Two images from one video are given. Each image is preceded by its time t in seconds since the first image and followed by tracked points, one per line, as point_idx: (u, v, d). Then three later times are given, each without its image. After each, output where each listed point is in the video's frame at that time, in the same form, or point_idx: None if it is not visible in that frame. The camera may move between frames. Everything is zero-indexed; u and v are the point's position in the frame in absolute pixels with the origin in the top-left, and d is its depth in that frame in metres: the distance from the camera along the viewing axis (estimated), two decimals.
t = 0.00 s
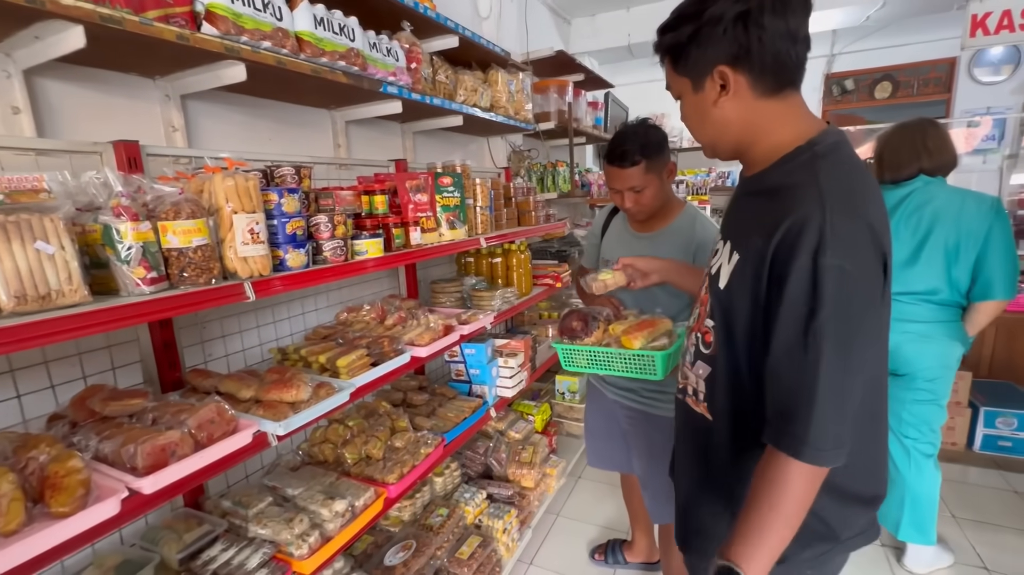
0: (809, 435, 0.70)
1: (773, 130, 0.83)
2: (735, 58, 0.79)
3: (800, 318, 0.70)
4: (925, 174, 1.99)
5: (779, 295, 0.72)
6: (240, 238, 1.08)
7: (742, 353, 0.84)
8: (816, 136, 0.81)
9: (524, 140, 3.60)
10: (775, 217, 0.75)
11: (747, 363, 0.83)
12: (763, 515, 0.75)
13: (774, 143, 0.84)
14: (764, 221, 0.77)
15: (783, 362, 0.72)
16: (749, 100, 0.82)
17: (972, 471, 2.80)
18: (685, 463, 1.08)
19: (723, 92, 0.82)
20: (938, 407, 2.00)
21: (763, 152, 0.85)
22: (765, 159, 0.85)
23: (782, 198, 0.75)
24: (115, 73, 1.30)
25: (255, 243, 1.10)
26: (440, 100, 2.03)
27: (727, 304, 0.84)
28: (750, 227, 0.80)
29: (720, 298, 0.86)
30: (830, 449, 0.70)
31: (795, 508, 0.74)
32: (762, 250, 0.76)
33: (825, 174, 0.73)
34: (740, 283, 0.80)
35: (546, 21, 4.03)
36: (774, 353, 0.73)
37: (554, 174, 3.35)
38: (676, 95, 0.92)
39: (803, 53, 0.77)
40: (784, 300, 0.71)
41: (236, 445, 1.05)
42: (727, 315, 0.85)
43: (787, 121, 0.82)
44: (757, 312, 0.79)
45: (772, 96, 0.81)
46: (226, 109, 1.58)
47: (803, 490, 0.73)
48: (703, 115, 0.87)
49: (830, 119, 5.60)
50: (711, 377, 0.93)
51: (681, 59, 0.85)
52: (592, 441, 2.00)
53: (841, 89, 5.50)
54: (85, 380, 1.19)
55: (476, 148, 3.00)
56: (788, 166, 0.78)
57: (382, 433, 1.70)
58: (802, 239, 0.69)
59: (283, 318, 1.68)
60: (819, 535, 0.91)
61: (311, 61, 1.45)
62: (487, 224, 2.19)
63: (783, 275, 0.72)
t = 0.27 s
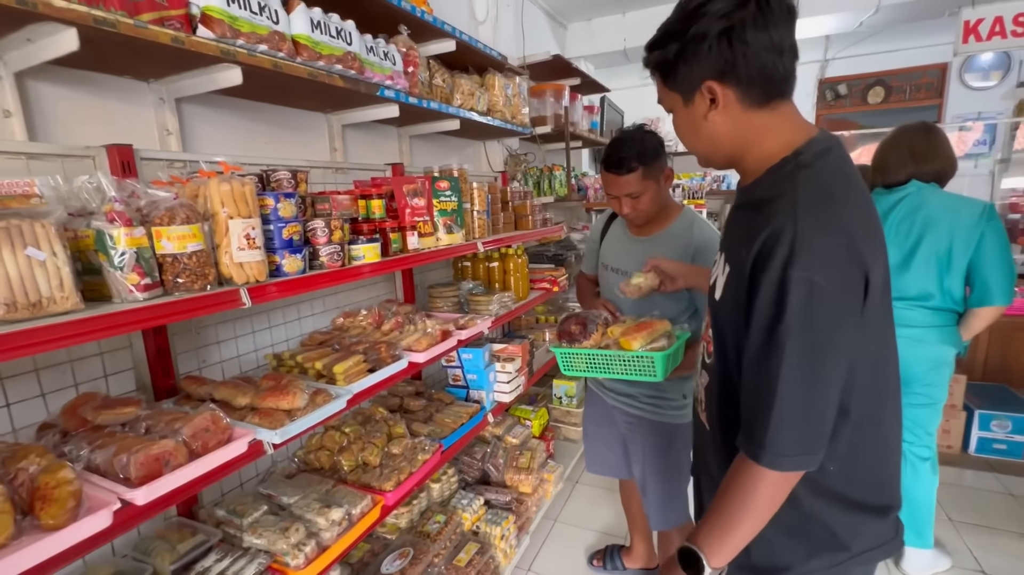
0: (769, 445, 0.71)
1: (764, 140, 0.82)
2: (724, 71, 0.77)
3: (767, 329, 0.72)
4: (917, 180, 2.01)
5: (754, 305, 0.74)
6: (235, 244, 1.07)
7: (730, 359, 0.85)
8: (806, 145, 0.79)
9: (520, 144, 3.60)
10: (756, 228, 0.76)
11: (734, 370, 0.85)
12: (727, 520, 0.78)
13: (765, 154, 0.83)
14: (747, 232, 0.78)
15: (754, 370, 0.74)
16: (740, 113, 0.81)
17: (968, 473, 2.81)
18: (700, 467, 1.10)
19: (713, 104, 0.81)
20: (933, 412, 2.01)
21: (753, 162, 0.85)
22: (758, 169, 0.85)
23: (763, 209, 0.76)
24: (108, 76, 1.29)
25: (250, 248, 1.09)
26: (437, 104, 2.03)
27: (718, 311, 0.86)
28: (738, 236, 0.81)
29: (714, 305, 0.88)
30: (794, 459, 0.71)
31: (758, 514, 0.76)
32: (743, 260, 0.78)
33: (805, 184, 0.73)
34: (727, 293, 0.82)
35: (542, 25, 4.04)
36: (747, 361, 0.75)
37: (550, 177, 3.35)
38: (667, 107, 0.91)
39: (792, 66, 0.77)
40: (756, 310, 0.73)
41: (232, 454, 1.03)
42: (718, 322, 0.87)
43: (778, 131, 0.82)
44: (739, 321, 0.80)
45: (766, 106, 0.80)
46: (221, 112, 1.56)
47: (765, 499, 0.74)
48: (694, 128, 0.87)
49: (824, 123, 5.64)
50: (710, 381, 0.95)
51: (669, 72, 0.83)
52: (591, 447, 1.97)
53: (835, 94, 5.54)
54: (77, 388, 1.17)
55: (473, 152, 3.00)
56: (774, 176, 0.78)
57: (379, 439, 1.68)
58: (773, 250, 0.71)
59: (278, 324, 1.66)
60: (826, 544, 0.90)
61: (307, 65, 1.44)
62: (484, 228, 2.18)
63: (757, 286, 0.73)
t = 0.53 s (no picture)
0: (820, 428, 0.74)
1: (790, 143, 0.87)
2: (761, 71, 0.82)
3: (811, 315, 0.75)
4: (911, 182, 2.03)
5: (794, 293, 0.78)
6: (233, 246, 1.06)
7: (758, 350, 0.89)
8: (830, 146, 0.85)
9: (518, 146, 3.60)
10: (791, 221, 0.80)
11: (764, 360, 0.89)
12: (774, 506, 0.80)
13: (789, 155, 0.87)
14: (779, 226, 0.83)
15: (799, 356, 0.78)
16: (770, 114, 0.85)
17: (965, 474, 2.82)
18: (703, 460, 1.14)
19: (745, 104, 0.85)
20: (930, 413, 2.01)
21: (777, 163, 0.89)
22: (778, 169, 0.89)
23: (795, 203, 0.81)
24: (105, 78, 1.28)
25: (248, 251, 1.08)
26: (435, 106, 2.02)
27: (744, 304, 0.90)
28: (767, 231, 0.85)
29: (735, 299, 0.92)
30: (840, 441, 0.74)
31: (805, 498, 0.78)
32: (776, 253, 0.82)
33: (837, 180, 0.78)
34: (756, 287, 0.87)
35: (539, 28, 4.05)
36: (790, 347, 0.79)
37: (548, 180, 3.35)
38: (695, 107, 0.95)
39: (821, 72, 0.81)
40: (799, 298, 0.76)
41: (228, 460, 1.02)
42: (742, 315, 0.91)
43: (803, 133, 0.86)
44: (772, 312, 0.84)
45: (795, 108, 0.84)
46: (218, 115, 1.56)
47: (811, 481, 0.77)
48: (723, 126, 0.90)
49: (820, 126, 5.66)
50: (723, 374, 0.99)
51: (703, 70, 0.87)
52: (591, 452, 1.99)
53: (830, 97, 5.57)
54: (72, 393, 1.16)
55: (470, 154, 3.00)
56: (801, 174, 0.83)
57: (377, 443, 1.67)
58: (815, 240, 0.75)
59: (276, 327, 1.65)
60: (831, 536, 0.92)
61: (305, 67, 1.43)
62: (483, 231, 2.18)
63: (797, 276, 0.77)
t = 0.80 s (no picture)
0: (844, 400, 0.83)
1: (792, 149, 0.98)
2: (767, 81, 0.93)
3: (829, 300, 0.84)
4: (902, 183, 2.07)
5: (811, 282, 0.86)
6: (225, 249, 1.05)
7: (773, 339, 0.97)
8: (827, 151, 0.96)
9: (513, 148, 3.60)
10: (803, 218, 0.89)
11: (779, 347, 0.97)
12: (804, 477, 0.88)
13: (791, 158, 0.98)
14: (790, 223, 0.92)
15: (818, 338, 0.86)
16: (775, 120, 0.96)
17: (958, 474, 2.83)
18: (711, 449, 1.21)
19: (753, 110, 0.96)
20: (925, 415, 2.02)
21: (781, 164, 0.99)
22: (781, 173, 0.99)
23: (804, 202, 0.90)
24: (96, 80, 1.27)
25: (241, 254, 1.07)
26: (430, 108, 2.02)
27: (759, 297, 0.98)
28: (778, 229, 0.94)
29: (749, 294, 1.01)
30: (860, 411, 0.83)
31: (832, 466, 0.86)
32: (791, 248, 0.91)
33: (841, 180, 0.88)
34: (770, 279, 0.95)
35: (534, 30, 4.05)
36: (809, 332, 0.87)
37: (543, 182, 3.35)
38: (703, 115, 1.05)
39: (817, 86, 0.94)
40: (816, 286, 0.85)
41: (220, 465, 1.01)
42: (757, 307, 0.99)
43: (802, 139, 0.97)
44: (787, 301, 0.93)
45: (795, 117, 0.96)
46: (211, 117, 1.55)
47: (835, 450, 0.85)
48: (730, 131, 1.01)
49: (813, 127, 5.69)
50: (736, 365, 1.06)
51: (714, 81, 0.98)
52: (586, 456, 1.99)
53: (823, 99, 5.60)
54: (61, 398, 1.14)
55: (465, 156, 2.99)
56: (806, 177, 0.93)
57: (371, 446, 1.66)
58: (829, 232, 0.84)
59: (270, 330, 1.64)
60: (834, 510, 1.03)
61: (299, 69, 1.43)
62: (478, 233, 2.18)
63: (814, 266, 0.86)
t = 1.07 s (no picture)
0: (851, 384, 0.84)
1: (791, 147, 1.00)
2: (767, 81, 0.95)
3: (835, 288, 0.85)
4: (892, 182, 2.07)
5: (817, 271, 0.88)
6: (217, 247, 1.04)
7: (778, 330, 0.99)
8: (824, 149, 0.99)
9: (508, 148, 3.60)
10: (807, 210, 0.91)
11: (784, 338, 0.98)
12: (809, 457, 0.89)
13: (790, 157, 1.00)
14: (794, 215, 0.93)
15: (824, 326, 0.88)
16: (774, 120, 0.98)
17: (952, 471, 2.85)
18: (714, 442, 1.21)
19: (753, 109, 0.98)
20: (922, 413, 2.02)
21: (780, 162, 1.01)
22: (782, 169, 1.01)
23: (807, 195, 0.92)
24: (87, 77, 1.25)
25: (233, 252, 1.06)
26: (425, 107, 2.01)
27: (763, 288, 1.00)
28: (781, 222, 0.96)
29: (753, 286, 1.02)
30: (866, 395, 0.84)
31: (836, 447, 0.87)
32: (795, 239, 0.92)
33: (842, 173, 0.90)
34: (776, 271, 0.96)
35: (529, 30, 4.05)
36: (815, 320, 0.89)
37: (538, 181, 3.35)
38: (703, 115, 1.07)
39: (814, 88, 0.97)
40: (822, 275, 0.86)
41: (212, 465, 0.99)
42: (762, 298, 1.00)
43: (800, 138, 0.99)
44: (793, 292, 0.95)
45: (792, 116, 0.98)
46: (203, 115, 1.54)
47: (840, 432, 0.87)
48: (729, 130, 1.02)
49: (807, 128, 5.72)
50: (740, 358, 1.07)
51: (713, 81, 1.00)
52: (581, 455, 1.98)
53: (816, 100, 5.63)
54: (51, 399, 1.13)
55: (461, 156, 2.99)
56: (807, 171, 0.95)
57: (366, 446, 1.65)
58: (834, 222, 0.86)
59: (263, 330, 1.63)
60: (840, 495, 1.05)
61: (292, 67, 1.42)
62: (473, 232, 2.17)
63: (819, 255, 0.88)
